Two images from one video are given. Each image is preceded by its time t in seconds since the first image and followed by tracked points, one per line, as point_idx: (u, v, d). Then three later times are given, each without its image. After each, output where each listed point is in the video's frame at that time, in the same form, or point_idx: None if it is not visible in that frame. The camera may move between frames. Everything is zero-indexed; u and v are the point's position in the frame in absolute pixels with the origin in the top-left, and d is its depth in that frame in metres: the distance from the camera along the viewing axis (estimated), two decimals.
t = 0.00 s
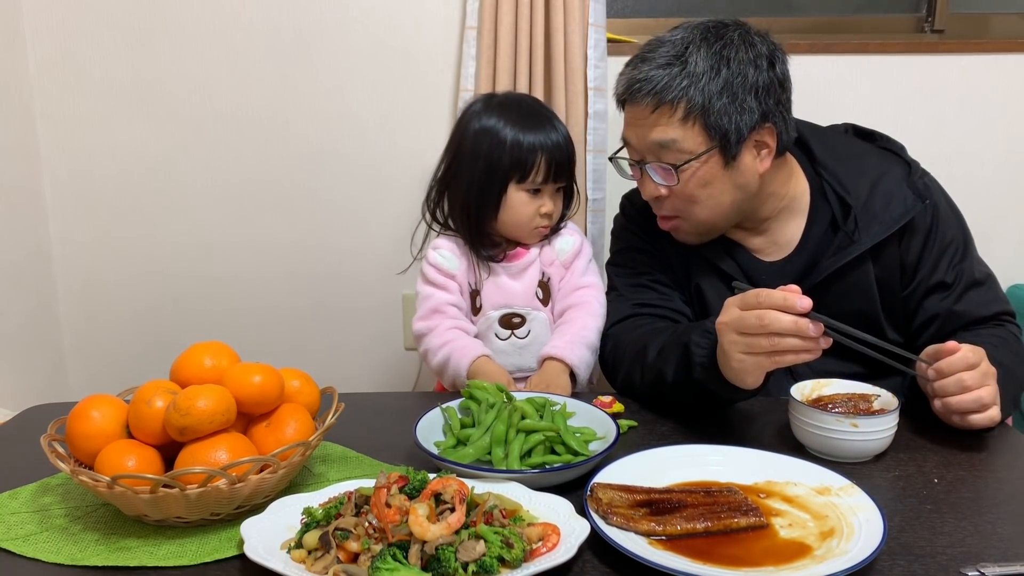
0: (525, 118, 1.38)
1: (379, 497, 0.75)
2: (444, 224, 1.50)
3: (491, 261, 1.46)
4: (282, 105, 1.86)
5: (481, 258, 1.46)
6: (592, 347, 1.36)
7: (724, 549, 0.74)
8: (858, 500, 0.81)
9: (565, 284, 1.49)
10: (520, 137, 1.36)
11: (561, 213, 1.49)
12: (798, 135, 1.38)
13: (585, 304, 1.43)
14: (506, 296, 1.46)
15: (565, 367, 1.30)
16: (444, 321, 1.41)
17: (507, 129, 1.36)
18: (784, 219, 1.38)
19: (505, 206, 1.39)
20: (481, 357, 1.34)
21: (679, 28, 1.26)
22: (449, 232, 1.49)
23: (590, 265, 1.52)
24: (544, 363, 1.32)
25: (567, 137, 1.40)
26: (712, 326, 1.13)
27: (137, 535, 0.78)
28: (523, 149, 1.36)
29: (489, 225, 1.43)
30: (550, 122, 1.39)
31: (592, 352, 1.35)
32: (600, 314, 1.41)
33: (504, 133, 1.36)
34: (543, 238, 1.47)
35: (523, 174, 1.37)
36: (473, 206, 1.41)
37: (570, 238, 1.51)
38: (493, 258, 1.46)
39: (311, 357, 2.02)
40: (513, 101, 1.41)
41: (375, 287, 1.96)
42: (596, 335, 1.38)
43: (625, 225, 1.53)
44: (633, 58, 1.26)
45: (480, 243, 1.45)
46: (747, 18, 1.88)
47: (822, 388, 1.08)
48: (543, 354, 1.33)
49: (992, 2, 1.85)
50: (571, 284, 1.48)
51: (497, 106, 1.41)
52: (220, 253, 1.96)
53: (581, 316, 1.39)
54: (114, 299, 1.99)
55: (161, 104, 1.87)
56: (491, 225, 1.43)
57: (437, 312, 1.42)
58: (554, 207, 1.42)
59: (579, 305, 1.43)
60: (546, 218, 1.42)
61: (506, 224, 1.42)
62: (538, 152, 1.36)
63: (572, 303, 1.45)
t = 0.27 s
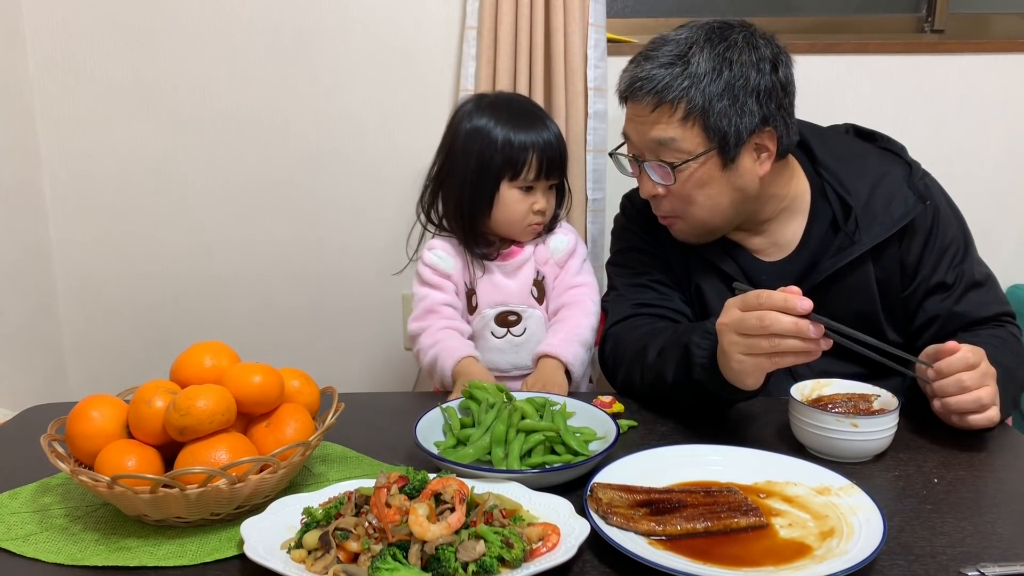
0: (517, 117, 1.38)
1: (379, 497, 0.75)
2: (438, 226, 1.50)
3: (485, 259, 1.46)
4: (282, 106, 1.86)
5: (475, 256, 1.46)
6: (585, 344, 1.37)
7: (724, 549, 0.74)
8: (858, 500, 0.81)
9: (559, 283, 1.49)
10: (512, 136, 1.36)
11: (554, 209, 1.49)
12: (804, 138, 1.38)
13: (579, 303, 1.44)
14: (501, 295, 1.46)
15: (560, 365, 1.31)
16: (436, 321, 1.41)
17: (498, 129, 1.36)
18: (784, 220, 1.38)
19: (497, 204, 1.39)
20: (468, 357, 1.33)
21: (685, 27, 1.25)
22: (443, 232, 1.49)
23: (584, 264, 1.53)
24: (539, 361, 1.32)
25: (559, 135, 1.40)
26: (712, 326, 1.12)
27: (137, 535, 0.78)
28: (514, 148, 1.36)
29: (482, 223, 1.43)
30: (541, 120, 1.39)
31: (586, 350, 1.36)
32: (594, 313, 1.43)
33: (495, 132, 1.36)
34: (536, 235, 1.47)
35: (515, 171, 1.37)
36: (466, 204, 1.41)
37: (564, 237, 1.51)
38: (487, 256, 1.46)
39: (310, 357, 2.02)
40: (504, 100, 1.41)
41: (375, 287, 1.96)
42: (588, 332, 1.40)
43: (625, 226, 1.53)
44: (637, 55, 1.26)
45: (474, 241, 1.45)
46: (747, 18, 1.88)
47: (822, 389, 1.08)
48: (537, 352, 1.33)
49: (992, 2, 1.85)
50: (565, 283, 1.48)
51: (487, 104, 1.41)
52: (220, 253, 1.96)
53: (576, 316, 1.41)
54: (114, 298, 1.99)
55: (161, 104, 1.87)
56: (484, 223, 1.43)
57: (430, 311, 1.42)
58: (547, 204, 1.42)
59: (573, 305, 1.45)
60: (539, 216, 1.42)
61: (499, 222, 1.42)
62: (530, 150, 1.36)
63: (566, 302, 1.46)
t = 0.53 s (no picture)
0: (508, 116, 1.38)
1: (379, 497, 0.75)
2: (434, 227, 1.50)
3: (480, 258, 1.46)
4: (282, 106, 1.86)
5: (469, 255, 1.46)
6: (584, 343, 1.37)
7: (723, 549, 0.74)
8: (858, 500, 0.81)
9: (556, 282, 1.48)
10: (504, 135, 1.36)
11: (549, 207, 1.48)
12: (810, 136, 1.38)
13: (578, 301, 1.43)
14: (496, 293, 1.46)
15: (559, 365, 1.31)
16: (403, 314, 1.43)
17: (489, 129, 1.36)
18: (784, 221, 1.38)
19: (490, 202, 1.39)
20: (397, 352, 1.33)
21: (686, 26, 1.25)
22: (439, 233, 1.50)
23: (580, 261, 1.51)
24: (537, 361, 1.32)
25: (552, 133, 1.40)
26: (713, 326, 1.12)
27: (137, 535, 0.78)
28: (506, 146, 1.36)
29: (476, 222, 1.43)
30: (533, 119, 1.39)
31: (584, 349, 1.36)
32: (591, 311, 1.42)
33: (487, 131, 1.36)
34: (531, 232, 1.47)
35: (508, 169, 1.37)
36: (459, 203, 1.41)
37: (559, 234, 1.49)
38: (481, 254, 1.46)
39: (310, 357, 2.02)
40: (496, 100, 1.41)
41: (375, 287, 1.96)
42: (587, 330, 1.39)
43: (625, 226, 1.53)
44: (639, 54, 1.26)
45: (468, 240, 1.45)
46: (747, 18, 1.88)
47: (822, 388, 1.08)
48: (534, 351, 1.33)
49: (992, 2, 1.85)
50: (561, 281, 1.48)
51: (479, 104, 1.41)
52: (221, 252, 1.96)
53: (574, 314, 1.40)
54: (114, 298, 1.99)
55: (161, 104, 1.87)
56: (478, 222, 1.43)
57: (403, 304, 1.45)
58: (541, 201, 1.42)
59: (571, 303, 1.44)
60: (532, 213, 1.41)
61: (493, 221, 1.42)
62: (522, 148, 1.36)
63: (563, 300, 1.45)
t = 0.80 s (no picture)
0: (505, 115, 1.38)
1: (379, 497, 0.75)
2: (432, 228, 1.51)
3: (476, 259, 1.46)
4: (283, 106, 1.86)
5: (466, 256, 1.46)
6: (587, 347, 1.37)
7: (724, 549, 0.74)
8: (858, 500, 0.81)
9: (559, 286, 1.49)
10: (501, 135, 1.36)
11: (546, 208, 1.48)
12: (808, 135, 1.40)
13: (581, 305, 1.44)
14: (495, 295, 1.46)
15: (563, 367, 1.31)
16: (387, 312, 1.44)
17: (486, 128, 1.37)
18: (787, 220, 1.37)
19: (488, 203, 1.39)
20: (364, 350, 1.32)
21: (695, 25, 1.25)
22: (436, 235, 1.51)
23: (583, 266, 1.52)
24: (540, 363, 1.32)
25: (550, 134, 1.40)
26: (715, 328, 1.12)
27: (137, 535, 0.78)
28: (503, 147, 1.36)
29: (473, 222, 1.43)
30: (531, 119, 1.39)
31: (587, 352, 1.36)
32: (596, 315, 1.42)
33: (483, 131, 1.37)
34: (529, 233, 1.47)
35: (505, 170, 1.37)
36: (458, 203, 1.41)
37: (562, 238, 1.50)
38: (478, 255, 1.46)
39: (310, 357, 2.02)
40: (494, 100, 1.41)
41: (375, 287, 1.96)
42: (590, 336, 1.40)
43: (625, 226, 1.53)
44: (652, 55, 1.24)
45: (465, 241, 1.45)
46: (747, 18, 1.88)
47: (822, 389, 1.08)
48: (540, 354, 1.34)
49: (992, 2, 1.85)
50: (564, 286, 1.49)
51: (477, 103, 1.40)
52: (220, 252, 1.96)
53: (577, 317, 1.41)
54: (114, 298, 1.99)
55: (161, 104, 1.87)
56: (476, 223, 1.43)
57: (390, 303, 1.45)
58: (539, 202, 1.41)
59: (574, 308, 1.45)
60: (529, 214, 1.41)
61: (489, 221, 1.42)
62: (519, 148, 1.36)
63: (566, 305, 1.46)
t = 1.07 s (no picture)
0: (507, 116, 1.38)
1: (379, 497, 0.75)
2: (429, 228, 1.51)
3: (471, 259, 1.46)
4: (283, 106, 1.86)
5: (461, 257, 1.46)
6: (587, 348, 1.37)
7: (724, 549, 0.74)
8: (858, 500, 0.81)
9: (556, 287, 1.49)
10: (500, 136, 1.36)
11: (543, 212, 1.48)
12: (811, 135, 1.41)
13: (579, 306, 1.44)
14: (491, 298, 1.46)
15: (563, 369, 1.31)
16: (369, 310, 1.46)
17: (486, 129, 1.36)
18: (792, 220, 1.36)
19: (485, 204, 1.39)
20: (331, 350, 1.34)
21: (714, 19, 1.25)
22: (432, 236, 1.51)
23: (580, 266, 1.52)
24: (540, 364, 1.32)
25: (550, 137, 1.40)
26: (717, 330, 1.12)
27: (137, 535, 0.78)
28: (502, 149, 1.36)
29: (470, 223, 1.43)
30: (531, 121, 1.39)
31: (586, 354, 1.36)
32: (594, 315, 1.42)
33: (483, 131, 1.36)
34: (525, 236, 1.46)
35: (503, 172, 1.37)
36: (457, 204, 1.41)
37: (558, 239, 1.50)
38: (473, 256, 1.46)
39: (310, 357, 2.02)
40: (495, 101, 1.41)
41: (375, 287, 1.96)
42: (590, 337, 1.40)
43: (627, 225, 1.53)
44: (680, 48, 1.21)
45: (460, 243, 1.45)
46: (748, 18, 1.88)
47: (823, 389, 1.08)
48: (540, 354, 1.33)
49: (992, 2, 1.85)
50: (562, 286, 1.49)
51: (479, 104, 1.40)
52: (221, 252, 1.96)
53: (577, 318, 1.41)
54: (115, 298, 1.99)
55: (161, 105, 1.87)
56: (472, 224, 1.43)
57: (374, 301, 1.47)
58: (535, 206, 1.41)
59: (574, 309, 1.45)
60: (526, 218, 1.41)
61: (485, 223, 1.42)
62: (517, 151, 1.36)
63: (565, 306, 1.46)
